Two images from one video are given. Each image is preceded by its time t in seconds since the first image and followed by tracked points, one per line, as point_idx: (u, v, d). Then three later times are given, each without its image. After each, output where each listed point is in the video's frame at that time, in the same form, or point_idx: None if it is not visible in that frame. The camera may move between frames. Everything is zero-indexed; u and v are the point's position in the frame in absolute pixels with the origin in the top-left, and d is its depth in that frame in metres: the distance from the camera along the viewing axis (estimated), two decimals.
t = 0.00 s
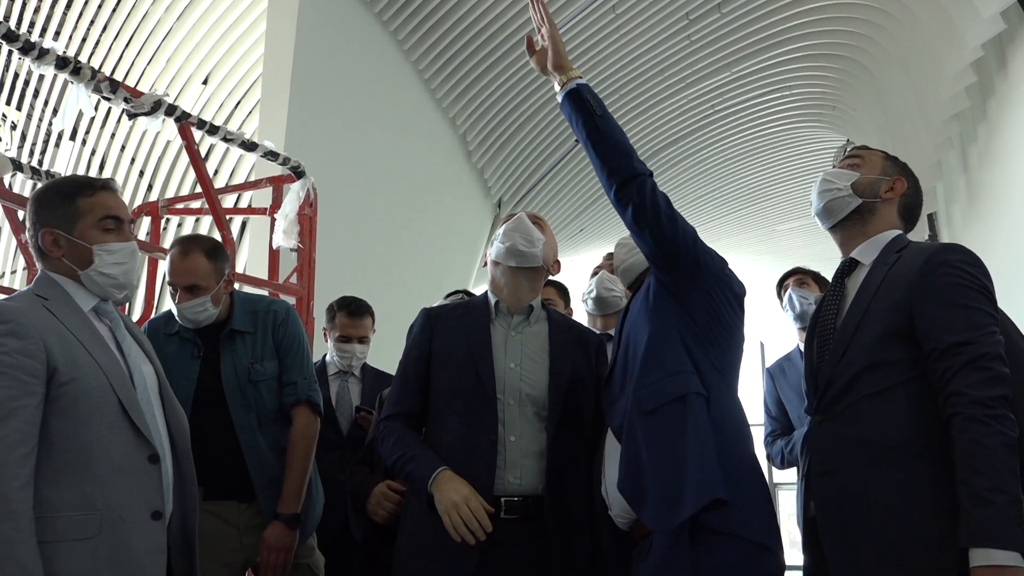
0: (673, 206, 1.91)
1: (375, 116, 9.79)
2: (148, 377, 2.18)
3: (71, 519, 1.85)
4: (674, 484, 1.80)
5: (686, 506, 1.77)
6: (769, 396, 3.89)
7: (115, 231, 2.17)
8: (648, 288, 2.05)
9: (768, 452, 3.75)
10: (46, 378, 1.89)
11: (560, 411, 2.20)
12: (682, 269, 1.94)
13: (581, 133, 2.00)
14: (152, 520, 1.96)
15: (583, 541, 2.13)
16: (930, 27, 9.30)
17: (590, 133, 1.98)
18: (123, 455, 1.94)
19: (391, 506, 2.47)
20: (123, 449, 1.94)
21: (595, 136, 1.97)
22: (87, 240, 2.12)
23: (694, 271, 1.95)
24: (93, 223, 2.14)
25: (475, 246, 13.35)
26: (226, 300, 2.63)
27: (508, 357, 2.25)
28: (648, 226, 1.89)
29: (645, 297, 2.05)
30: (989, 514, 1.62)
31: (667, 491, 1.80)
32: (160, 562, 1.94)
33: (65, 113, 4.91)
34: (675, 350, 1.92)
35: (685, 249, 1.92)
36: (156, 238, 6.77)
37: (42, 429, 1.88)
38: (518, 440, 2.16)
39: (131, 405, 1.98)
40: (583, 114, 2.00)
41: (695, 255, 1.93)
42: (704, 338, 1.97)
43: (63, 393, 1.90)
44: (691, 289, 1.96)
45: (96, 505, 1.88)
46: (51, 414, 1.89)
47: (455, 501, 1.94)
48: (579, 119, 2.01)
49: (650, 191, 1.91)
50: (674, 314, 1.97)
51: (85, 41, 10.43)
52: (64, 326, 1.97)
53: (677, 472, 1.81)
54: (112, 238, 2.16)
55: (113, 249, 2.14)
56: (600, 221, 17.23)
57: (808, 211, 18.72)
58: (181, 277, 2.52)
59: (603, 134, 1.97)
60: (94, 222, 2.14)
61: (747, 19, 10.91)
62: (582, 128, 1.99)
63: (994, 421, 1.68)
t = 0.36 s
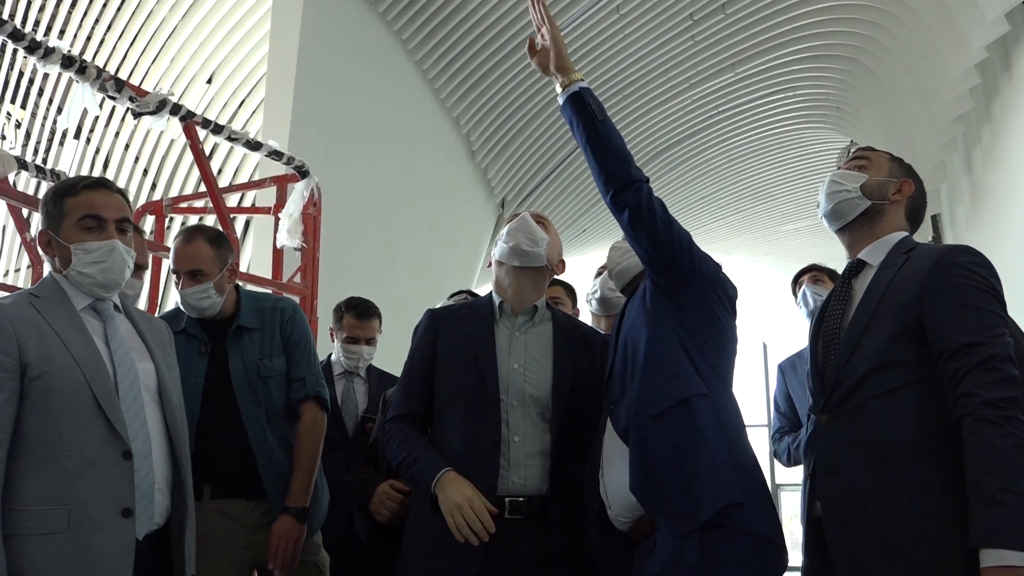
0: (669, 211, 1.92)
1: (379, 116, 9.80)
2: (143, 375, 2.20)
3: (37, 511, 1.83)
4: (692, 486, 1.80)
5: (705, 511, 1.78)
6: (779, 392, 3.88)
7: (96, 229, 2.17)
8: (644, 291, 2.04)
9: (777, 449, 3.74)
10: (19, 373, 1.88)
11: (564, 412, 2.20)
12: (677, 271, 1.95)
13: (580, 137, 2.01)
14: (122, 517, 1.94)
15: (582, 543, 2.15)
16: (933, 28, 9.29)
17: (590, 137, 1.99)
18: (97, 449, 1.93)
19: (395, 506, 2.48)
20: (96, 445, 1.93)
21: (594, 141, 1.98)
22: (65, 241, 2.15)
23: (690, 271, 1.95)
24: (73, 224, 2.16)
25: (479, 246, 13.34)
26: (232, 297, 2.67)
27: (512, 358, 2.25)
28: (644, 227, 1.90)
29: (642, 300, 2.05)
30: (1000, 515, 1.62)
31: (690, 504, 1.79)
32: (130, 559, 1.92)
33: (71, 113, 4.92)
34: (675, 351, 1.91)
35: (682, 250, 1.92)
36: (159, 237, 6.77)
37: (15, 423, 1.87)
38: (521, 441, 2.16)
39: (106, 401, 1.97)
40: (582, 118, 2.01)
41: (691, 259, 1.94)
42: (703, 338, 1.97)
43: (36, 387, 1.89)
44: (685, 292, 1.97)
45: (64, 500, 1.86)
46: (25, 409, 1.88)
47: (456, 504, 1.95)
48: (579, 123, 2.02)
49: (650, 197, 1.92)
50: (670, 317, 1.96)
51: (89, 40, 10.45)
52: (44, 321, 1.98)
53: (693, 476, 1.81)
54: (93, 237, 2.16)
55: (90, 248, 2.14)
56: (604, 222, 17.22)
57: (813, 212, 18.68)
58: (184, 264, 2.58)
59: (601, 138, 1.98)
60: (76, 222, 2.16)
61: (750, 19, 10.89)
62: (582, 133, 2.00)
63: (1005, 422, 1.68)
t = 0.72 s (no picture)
0: (655, 214, 1.91)
1: (377, 119, 9.80)
2: (151, 377, 2.18)
3: (41, 511, 1.82)
4: (674, 480, 1.81)
5: (689, 508, 1.77)
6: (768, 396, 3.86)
7: (135, 238, 2.24)
8: (636, 295, 2.04)
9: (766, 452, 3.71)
10: (24, 375, 1.89)
11: (563, 417, 2.19)
12: (666, 273, 1.94)
13: (567, 144, 2.01)
14: (122, 517, 1.93)
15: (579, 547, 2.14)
16: (932, 32, 9.31)
17: (577, 145, 1.99)
18: (100, 451, 1.93)
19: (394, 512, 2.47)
20: (99, 445, 1.93)
21: (580, 149, 1.98)
22: (108, 246, 2.19)
23: (680, 272, 1.95)
24: (115, 230, 2.21)
25: (477, 250, 13.34)
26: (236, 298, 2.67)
27: (511, 361, 2.24)
28: (629, 228, 1.90)
29: (634, 305, 2.04)
30: (1007, 519, 1.61)
31: (670, 498, 1.80)
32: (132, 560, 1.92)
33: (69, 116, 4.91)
34: (666, 353, 1.91)
35: (670, 252, 1.92)
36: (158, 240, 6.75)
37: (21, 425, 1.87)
38: (521, 446, 2.15)
39: (110, 402, 1.97)
40: (569, 126, 2.00)
41: (679, 261, 1.94)
42: (696, 339, 1.96)
43: (42, 389, 1.90)
44: (675, 295, 1.96)
45: (67, 499, 1.85)
46: (30, 410, 1.88)
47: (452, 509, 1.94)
48: (566, 131, 2.02)
49: (636, 200, 1.91)
50: (662, 320, 1.96)
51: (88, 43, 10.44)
52: (50, 324, 1.99)
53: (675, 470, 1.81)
54: (132, 244, 2.23)
55: (132, 255, 2.20)
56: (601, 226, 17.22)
57: (811, 217, 18.70)
58: (193, 267, 2.58)
59: (588, 145, 1.98)
60: (116, 229, 2.22)
61: (748, 24, 10.89)
62: (569, 140, 2.00)
63: (1011, 427, 1.68)
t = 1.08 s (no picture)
0: (653, 209, 1.91)
1: (372, 117, 9.78)
2: (176, 377, 2.20)
3: (72, 506, 1.85)
4: (659, 469, 1.82)
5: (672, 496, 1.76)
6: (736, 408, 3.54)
7: (161, 243, 2.27)
8: (632, 291, 2.04)
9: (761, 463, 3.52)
10: (57, 373, 1.92)
11: (556, 413, 2.18)
12: (661, 267, 1.93)
13: (569, 142, 2.02)
14: (153, 510, 1.95)
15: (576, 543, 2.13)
16: (926, 27, 9.32)
17: (578, 142, 2.00)
18: (129, 445, 1.95)
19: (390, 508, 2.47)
20: (128, 441, 1.95)
21: (582, 145, 1.99)
22: (135, 251, 2.22)
23: (676, 265, 1.94)
24: (141, 235, 2.24)
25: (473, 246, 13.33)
26: (259, 295, 2.70)
27: (506, 359, 2.24)
28: (625, 220, 1.90)
29: (631, 300, 2.04)
30: (1008, 515, 1.61)
31: (655, 485, 1.81)
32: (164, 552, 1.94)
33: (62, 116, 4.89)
34: (658, 346, 1.90)
35: (665, 244, 1.91)
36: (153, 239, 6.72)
37: (53, 422, 1.90)
38: (517, 441, 2.14)
39: (139, 398, 2.00)
40: (571, 124, 2.02)
41: (676, 255, 1.93)
42: (689, 332, 1.95)
43: (73, 385, 1.93)
44: (670, 289, 1.96)
45: (99, 494, 1.88)
46: (62, 407, 1.91)
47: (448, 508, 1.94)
48: (568, 130, 2.03)
49: (632, 194, 1.92)
50: (657, 315, 1.95)
51: (81, 42, 10.42)
52: (79, 323, 2.02)
53: (660, 458, 1.82)
54: (158, 249, 2.26)
55: (158, 259, 2.23)
56: (597, 222, 17.22)
57: (805, 212, 18.73)
58: (229, 251, 2.62)
59: (590, 142, 1.99)
60: (143, 234, 2.24)
61: (743, 19, 10.87)
62: (571, 138, 2.01)
63: (1013, 423, 1.68)
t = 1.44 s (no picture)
0: (661, 213, 1.92)
1: (368, 120, 9.79)
2: (200, 383, 2.31)
3: (91, 495, 1.99)
4: (643, 470, 1.82)
5: (654, 496, 1.77)
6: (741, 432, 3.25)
7: (160, 233, 2.49)
8: (633, 294, 2.04)
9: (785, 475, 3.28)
10: (82, 369, 2.08)
11: (549, 416, 2.18)
12: (665, 270, 1.94)
13: (587, 144, 2.03)
14: (167, 502, 2.06)
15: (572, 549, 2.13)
16: (920, 33, 9.37)
17: (594, 145, 2.02)
18: (146, 438, 2.08)
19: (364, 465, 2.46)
20: (144, 434, 2.08)
21: (599, 148, 2.01)
22: (137, 246, 2.44)
23: (679, 268, 1.94)
24: (138, 234, 2.47)
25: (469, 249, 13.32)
26: (290, 304, 2.89)
27: (500, 361, 2.24)
28: (632, 220, 1.91)
29: (631, 303, 2.04)
30: (998, 521, 1.62)
31: (637, 485, 1.82)
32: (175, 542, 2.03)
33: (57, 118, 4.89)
34: (656, 349, 1.91)
35: (670, 246, 1.92)
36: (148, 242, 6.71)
37: (78, 414, 2.06)
38: (511, 443, 2.15)
39: (157, 394, 2.13)
40: (588, 128, 2.05)
41: (680, 259, 1.94)
42: (686, 336, 1.95)
43: (95, 380, 2.08)
44: (672, 293, 1.96)
45: (115, 485, 2.01)
46: (86, 402, 2.06)
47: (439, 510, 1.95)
48: (587, 133, 2.05)
49: (644, 195, 1.93)
50: (657, 318, 1.96)
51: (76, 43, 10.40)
52: (109, 323, 2.19)
53: (644, 458, 1.83)
54: (156, 238, 2.47)
55: (156, 245, 2.43)
56: (592, 226, 17.24)
57: (801, 215, 18.76)
58: (285, 250, 2.83)
59: (606, 146, 2.01)
60: (143, 232, 2.48)
61: (739, 24, 10.90)
62: (588, 140, 2.04)
63: (1003, 429, 1.69)
